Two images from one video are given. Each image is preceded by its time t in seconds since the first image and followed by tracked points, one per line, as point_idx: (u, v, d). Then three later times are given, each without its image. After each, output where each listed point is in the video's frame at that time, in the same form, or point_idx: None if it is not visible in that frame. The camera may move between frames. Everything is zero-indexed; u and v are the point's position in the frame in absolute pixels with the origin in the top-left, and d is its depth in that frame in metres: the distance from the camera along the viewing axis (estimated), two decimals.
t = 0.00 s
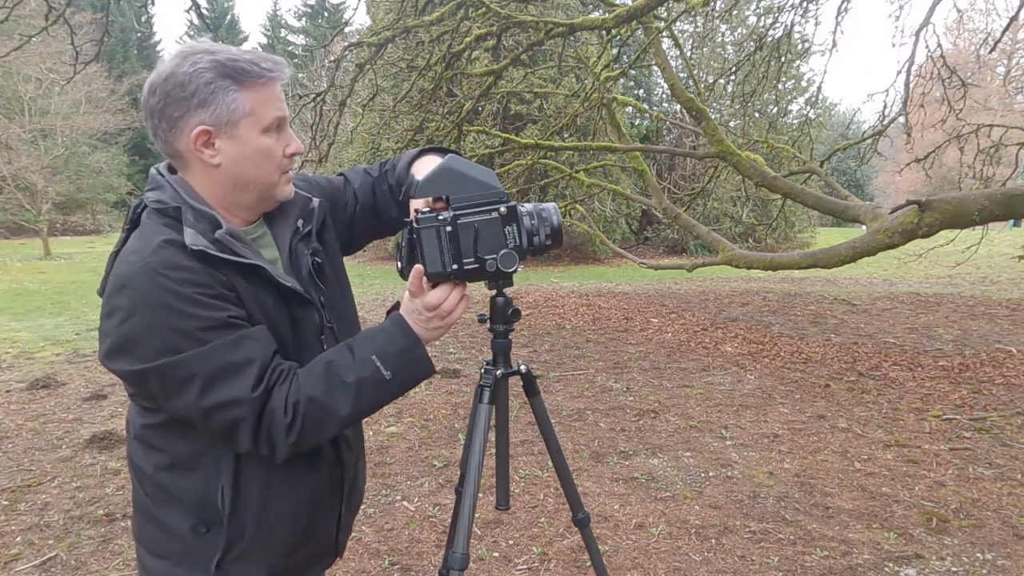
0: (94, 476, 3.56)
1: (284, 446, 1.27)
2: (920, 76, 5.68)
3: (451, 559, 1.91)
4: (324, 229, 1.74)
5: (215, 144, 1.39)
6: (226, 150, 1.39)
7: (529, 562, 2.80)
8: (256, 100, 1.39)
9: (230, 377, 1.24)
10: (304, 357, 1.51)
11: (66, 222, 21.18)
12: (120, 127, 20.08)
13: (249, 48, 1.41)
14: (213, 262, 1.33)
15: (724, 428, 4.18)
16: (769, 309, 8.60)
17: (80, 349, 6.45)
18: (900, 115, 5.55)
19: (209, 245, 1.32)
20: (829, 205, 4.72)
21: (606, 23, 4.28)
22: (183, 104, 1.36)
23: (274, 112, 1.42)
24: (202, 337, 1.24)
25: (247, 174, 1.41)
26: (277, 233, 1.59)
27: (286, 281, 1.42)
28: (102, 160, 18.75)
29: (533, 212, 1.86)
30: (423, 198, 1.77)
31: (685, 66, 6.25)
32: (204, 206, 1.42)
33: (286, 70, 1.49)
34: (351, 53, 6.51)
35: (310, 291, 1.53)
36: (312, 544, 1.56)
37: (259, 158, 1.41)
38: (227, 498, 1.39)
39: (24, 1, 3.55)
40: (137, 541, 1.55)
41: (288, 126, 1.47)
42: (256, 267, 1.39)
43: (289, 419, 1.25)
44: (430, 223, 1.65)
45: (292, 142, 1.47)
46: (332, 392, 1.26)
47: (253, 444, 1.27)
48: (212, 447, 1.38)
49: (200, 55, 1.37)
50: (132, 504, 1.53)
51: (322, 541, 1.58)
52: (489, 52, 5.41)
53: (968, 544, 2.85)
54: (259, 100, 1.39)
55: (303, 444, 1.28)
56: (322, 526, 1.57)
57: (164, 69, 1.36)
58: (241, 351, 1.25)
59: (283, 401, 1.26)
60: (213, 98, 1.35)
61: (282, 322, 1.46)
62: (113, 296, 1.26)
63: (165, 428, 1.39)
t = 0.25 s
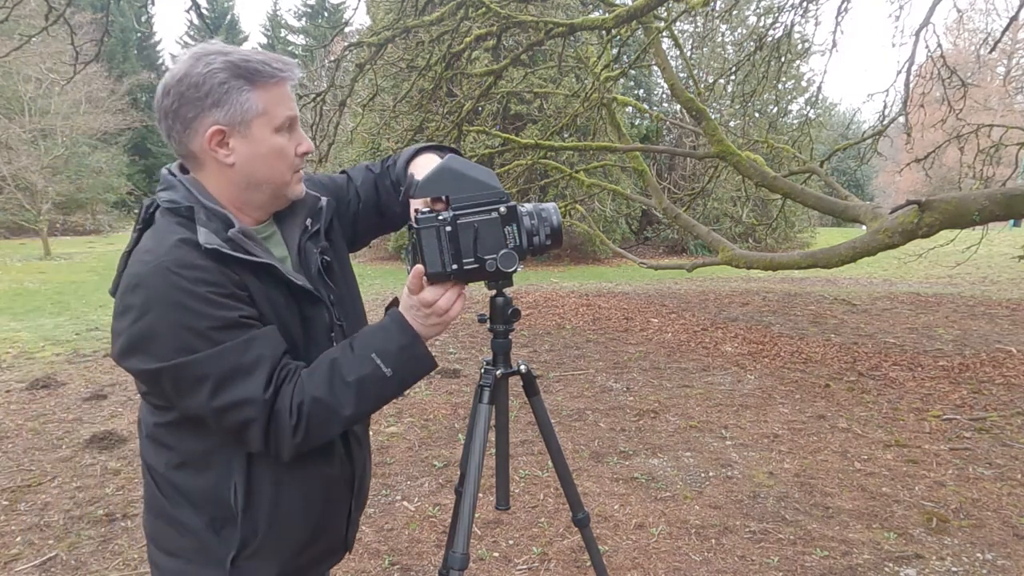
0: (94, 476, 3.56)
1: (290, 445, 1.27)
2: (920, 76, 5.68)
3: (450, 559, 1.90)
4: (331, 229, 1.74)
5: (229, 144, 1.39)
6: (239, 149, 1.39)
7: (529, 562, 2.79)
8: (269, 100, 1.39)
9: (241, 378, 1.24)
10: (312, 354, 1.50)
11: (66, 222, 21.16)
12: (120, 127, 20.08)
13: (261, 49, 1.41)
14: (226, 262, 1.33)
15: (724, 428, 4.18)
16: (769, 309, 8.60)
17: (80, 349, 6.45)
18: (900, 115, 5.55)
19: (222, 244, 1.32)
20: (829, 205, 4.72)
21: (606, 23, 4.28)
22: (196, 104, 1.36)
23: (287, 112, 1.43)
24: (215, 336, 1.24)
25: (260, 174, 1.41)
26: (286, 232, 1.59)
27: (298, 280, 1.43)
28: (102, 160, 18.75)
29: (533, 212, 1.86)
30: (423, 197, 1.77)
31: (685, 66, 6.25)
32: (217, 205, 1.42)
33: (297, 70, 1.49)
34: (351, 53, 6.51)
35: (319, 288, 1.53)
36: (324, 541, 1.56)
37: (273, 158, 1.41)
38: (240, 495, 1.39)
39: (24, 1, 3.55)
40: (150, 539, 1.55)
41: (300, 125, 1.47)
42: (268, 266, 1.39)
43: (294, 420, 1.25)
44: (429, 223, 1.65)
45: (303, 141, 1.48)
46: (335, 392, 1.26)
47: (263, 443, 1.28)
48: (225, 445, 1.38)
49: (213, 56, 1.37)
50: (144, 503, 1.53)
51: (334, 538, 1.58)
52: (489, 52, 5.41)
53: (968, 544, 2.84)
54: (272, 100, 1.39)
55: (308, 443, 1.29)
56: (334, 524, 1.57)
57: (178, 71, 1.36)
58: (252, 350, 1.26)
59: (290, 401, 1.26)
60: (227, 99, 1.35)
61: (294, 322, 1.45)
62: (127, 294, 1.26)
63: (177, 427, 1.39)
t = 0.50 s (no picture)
0: (94, 476, 3.56)
1: (289, 446, 1.28)
2: (920, 76, 5.68)
3: (450, 559, 1.90)
4: (338, 229, 1.74)
5: (238, 145, 1.38)
6: (248, 150, 1.39)
7: (529, 562, 2.80)
8: (278, 102, 1.39)
9: (245, 378, 1.24)
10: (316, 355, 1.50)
11: (66, 222, 21.14)
12: (120, 127, 20.07)
13: (268, 50, 1.41)
14: (232, 261, 1.33)
15: (724, 428, 4.18)
16: (769, 309, 8.60)
17: (80, 349, 6.45)
18: (900, 115, 5.55)
19: (229, 244, 1.32)
20: (829, 205, 4.72)
21: (606, 23, 4.28)
22: (206, 106, 1.36)
23: (294, 114, 1.43)
24: (220, 335, 1.24)
25: (270, 175, 1.41)
26: (293, 233, 1.59)
27: (303, 280, 1.42)
28: (102, 160, 18.74)
29: (532, 212, 1.86)
30: (423, 198, 1.78)
31: (685, 66, 6.25)
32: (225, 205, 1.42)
33: (303, 71, 1.49)
34: (351, 53, 6.51)
35: (325, 289, 1.53)
36: (327, 539, 1.56)
37: (281, 159, 1.41)
38: (243, 493, 1.39)
39: (24, 1, 3.55)
40: (154, 536, 1.55)
41: (307, 127, 1.48)
42: (274, 266, 1.39)
43: (293, 421, 1.25)
44: (429, 223, 1.65)
45: (311, 142, 1.48)
46: (334, 393, 1.26)
47: (265, 442, 1.28)
48: (229, 443, 1.38)
49: (221, 58, 1.37)
50: (148, 500, 1.53)
51: (337, 536, 1.58)
52: (489, 52, 5.41)
53: (968, 544, 2.84)
54: (281, 102, 1.40)
55: (307, 443, 1.29)
56: (336, 524, 1.57)
57: (186, 73, 1.36)
58: (255, 350, 1.26)
59: (289, 402, 1.26)
60: (235, 101, 1.35)
61: (298, 322, 1.45)
62: (134, 292, 1.26)
63: (181, 424, 1.39)
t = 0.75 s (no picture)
0: (94, 476, 3.56)
1: (289, 446, 1.28)
2: (920, 76, 5.68)
3: (450, 559, 1.90)
4: (344, 231, 1.74)
5: (243, 148, 1.39)
6: (253, 153, 1.39)
7: (529, 562, 2.79)
8: (284, 105, 1.39)
9: (246, 379, 1.24)
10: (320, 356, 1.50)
11: (66, 222, 21.13)
12: (120, 127, 20.07)
13: (275, 53, 1.41)
14: (235, 262, 1.33)
15: (724, 428, 4.18)
16: (769, 309, 8.60)
17: (80, 349, 6.45)
18: (900, 115, 5.55)
19: (233, 245, 1.32)
20: (829, 205, 4.72)
21: (606, 23, 4.28)
22: (212, 109, 1.36)
23: (300, 116, 1.42)
24: (222, 337, 1.24)
25: (276, 177, 1.41)
26: (299, 234, 1.59)
27: (307, 282, 1.42)
28: (102, 160, 18.74)
29: (532, 212, 1.86)
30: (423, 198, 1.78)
31: (685, 66, 6.25)
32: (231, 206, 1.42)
33: (309, 74, 1.49)
34: (351, 53, 6.51)
35: (329, 290, 1.53)
36: (329, 540, 1.55)
37: (286, 162, 1.41)
38: (245, 492, 1.39)
39: (24, 1, 3.55)
40: (158, 533, 1.56)
41: (313, 129, 1.47)
42: (277, 267, 1.38)
43: (293, 422, 1.26)
44: (429, 223, 1.65)
45: (317, 144, 1.47)
46: (333, 394, 1.26)
47: (266, 443, 1.29)
48: (231, 443, 1.38)
49: (228, 61, 1.37)
50: (152, 497, 1.53)
51: (339, 536, 1.58)
52: (489, 52, 5.41)
53: (968, 544, 2.84)
54: (287, 105, 1.39)
55: (308, 444, 1.29)
56: (339, 524, 1.57)
57: (193, 76, 1.36)
58: (257, 351, 1.26)
59: (289, 403, 1.26)
60: (241, 104, 1.35)
61: (302, 324, 1.45)
62: (138, 292, 1.26)
63: (185, 423, 1.39)
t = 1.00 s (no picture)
0: (94, 476, 3.56)
1: (291, 446, 1.28)
2: (920, 76, 5.68)
3: (451, 559, 1.90)
4: (349, 233, 1.74)
5: (241, 150, 1.38)
6: (250, 156, 1.38)
7: (529, 562, 2.79)
8: (281, 108, 1.37)
9: (249, 380, 1.24)
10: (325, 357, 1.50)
11: (66, 222, 21.10)
12: (120, 127, 20.07)
13: (275, 56, 1.40)
14: (239, 264, 1.33)
15: (724, 428, 4.18)
16: (769, 309, 8.60)
17: (80, 349, 6.45)
18: (900, 115, 5.55)
19: (238, 246, 1.32)
20: (829, 205, 4.72)
21: (606, 23, 4.28)
22: (209, 112, 1.36)
23: (298, 120, 1.40)
24: (225, 337, 1.24)
25: (272, 180, 1.40)
26: (304, 236, 1.59)
27: (311, 284, 1.42)
28: (102, 160, 18.74)
29: (533, 212, 1.86)
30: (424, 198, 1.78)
31: (684, 66, 6.25)
32: (235, 208, 1.42)
33: (311, 77, 1.47)
34: (351, 53, 6.51)
35: (335, 292, 1.53)
36: (333, 539, 1.55)
37: (283, 165, 1.39)
38: (249, 493, 1.39)
39: (24, 1, 3.55)
40: (162, 533, 1.56)
41: (315, 133, 1.45)
42: (281, 268, 1.38)
43: (294, 422, 1.26)
44: (429, 223, 1.66)
45: (317, 148, 1.45)
46: (333, 393, 1.26)
47: (268, 443, 1.29)
48: (235, 442, 1.38)
49: (227, 63, 1.36)
50: (157, 497, 1.53)
51: (342, 536, 1.58)
52: (489, 52, 5.40)
53: (968, 544, 2.84)
54: (284, 108, 1.38)
55: (309, 444, 1.29)
56: (342, 524, 1.57)
57: (193, 79, 1.37)
58: (261, 352, 1.26)
59: (289, 404, 1.26)
60: (237, 106, 1.35)
61: (305, 325, 1.45)
62: (143, 292, 1.26)
63: (188, 423, 1.39)
